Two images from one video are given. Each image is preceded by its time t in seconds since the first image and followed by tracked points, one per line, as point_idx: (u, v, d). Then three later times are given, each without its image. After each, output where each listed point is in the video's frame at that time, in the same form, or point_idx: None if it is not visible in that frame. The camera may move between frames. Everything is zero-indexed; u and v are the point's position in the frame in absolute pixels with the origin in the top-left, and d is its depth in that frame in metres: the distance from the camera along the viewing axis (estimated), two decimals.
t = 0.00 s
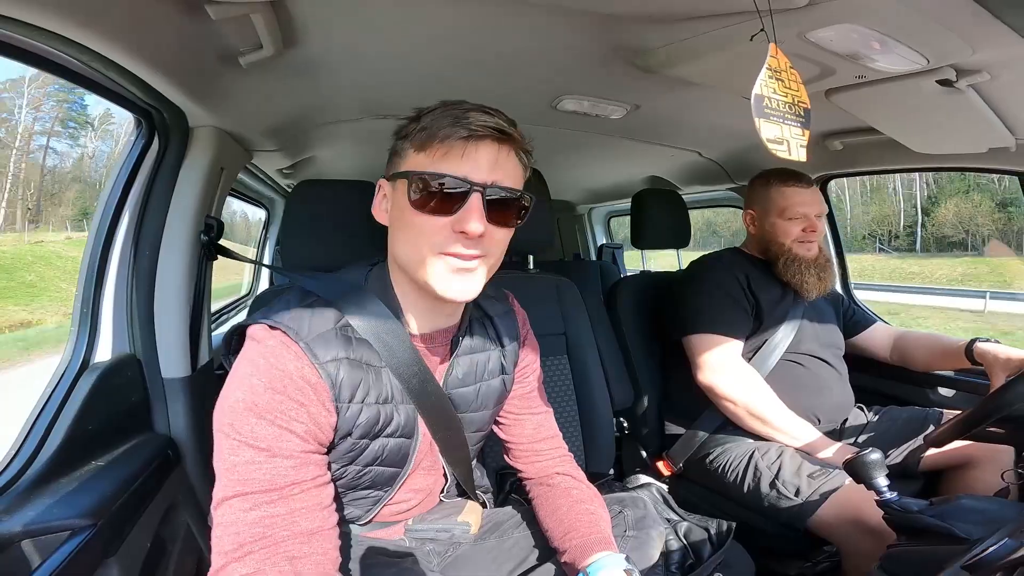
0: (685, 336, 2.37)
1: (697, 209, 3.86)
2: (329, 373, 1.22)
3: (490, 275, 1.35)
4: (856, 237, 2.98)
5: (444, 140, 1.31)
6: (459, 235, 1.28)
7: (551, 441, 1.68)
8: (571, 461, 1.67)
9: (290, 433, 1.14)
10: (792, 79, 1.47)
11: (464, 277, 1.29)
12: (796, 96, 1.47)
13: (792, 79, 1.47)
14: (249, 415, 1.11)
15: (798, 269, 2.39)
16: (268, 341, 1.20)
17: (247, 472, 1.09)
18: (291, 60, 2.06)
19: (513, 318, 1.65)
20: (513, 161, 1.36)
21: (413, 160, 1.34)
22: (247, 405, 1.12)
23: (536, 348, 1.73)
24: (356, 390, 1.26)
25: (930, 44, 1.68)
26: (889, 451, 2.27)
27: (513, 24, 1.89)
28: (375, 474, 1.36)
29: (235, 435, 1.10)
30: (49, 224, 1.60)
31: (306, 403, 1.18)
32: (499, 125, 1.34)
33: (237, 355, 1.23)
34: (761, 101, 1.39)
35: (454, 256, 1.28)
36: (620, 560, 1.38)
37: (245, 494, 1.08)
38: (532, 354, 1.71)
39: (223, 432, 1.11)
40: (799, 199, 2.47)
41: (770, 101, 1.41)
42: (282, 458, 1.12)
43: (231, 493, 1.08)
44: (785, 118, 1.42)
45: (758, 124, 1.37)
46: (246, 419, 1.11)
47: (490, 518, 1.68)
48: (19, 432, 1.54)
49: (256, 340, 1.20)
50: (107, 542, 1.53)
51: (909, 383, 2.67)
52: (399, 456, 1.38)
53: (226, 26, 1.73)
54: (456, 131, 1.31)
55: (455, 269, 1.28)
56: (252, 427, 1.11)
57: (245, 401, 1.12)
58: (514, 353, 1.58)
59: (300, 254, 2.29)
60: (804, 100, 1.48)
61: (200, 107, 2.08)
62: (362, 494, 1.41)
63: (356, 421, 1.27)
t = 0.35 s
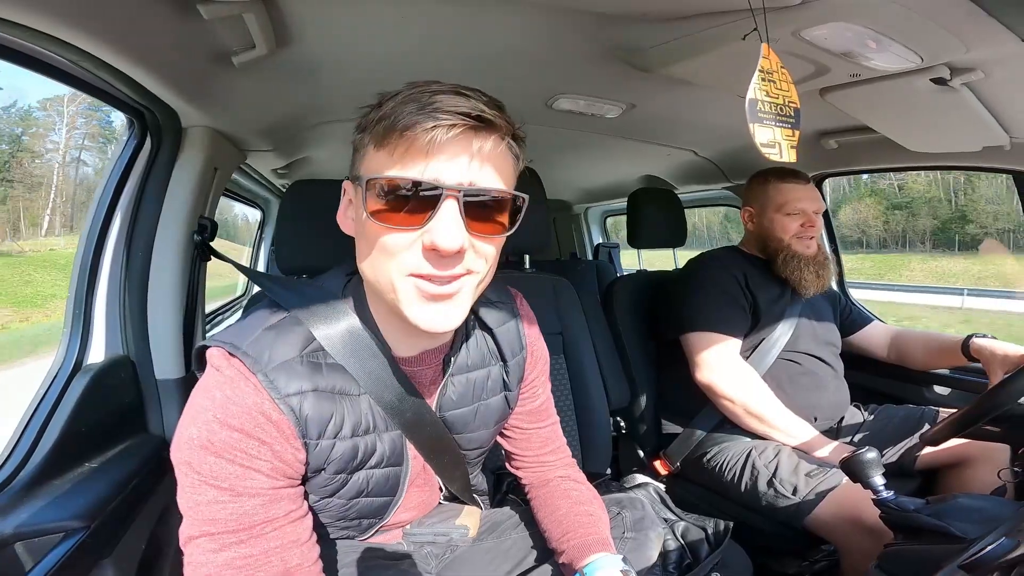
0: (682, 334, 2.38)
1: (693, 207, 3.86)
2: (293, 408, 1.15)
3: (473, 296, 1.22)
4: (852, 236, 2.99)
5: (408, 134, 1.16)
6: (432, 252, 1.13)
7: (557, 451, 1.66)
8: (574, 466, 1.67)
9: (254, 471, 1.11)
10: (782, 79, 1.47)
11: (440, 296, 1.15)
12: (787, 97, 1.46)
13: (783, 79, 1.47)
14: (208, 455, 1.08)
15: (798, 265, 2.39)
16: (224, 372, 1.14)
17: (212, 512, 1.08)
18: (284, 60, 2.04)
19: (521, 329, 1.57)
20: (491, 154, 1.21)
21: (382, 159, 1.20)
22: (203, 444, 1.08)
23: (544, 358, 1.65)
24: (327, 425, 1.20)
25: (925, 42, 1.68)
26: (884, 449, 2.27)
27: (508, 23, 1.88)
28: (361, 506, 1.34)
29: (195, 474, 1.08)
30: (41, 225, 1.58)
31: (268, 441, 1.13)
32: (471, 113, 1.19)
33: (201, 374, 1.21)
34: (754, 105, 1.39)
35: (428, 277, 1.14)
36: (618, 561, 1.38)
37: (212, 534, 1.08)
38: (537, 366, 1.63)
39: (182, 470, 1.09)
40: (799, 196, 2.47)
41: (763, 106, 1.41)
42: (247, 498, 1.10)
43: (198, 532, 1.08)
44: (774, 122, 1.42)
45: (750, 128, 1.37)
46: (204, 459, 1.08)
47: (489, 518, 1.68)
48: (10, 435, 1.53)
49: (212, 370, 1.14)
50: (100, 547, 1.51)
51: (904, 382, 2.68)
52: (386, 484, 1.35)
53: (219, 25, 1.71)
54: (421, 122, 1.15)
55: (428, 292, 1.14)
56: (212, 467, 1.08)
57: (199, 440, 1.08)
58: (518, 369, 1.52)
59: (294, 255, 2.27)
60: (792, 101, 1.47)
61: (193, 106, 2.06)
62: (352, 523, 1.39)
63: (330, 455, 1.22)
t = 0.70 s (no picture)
0: (673, 331, 2.39)
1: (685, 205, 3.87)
2: (280, 412, 1.14)
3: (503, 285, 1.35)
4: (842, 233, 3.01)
5: (461, 140, 1.18)
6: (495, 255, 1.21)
7: (550, 449, 1.66)
8: (568, 464, 1.66)
9: (244, 476, 1.12)
10: (774, 74, 1.47)
11: (498, 296, 1.24)
12: (777, 92, 1.47)
13: (775, 74, 1.47)
14: (196, 461, 1.09)
15: (792, 260, 2.41)
16: (210, 375, 1.13)
17: (203, 517, 1.10)
18: (273, 57, 2.02)
19: (511, 329, 1.56)
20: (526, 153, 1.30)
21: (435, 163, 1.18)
22: (191, 449, 1.09)
23: (536, 356, 1.64)
24: (316, 428, 1.19)
25: (915, 41, 1.69)
26: (874, 446, 2.32)
27: (501, 20, 1.87)
28: (354, 508, 1.33)
29: (184, 478, 1.09)
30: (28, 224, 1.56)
31: (257, 445, 1.13)
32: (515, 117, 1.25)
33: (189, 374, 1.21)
34: (747, 95, 1.38)
35: (496, 279, 1.23)
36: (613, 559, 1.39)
37: (204, 538, 1.10)
38: (529, 363, 1.61)
39: (172, 474, 1.11)
40: (790, 191, 2.50)
41: (755, 96, 1.40)
42: (238, 502, 1.11)
43: (189, 536, 1.10)
44: (768, 113, 1.42)
45: (744, 117, 1.36)
46: (193, 464, 1.09)
47: (483, 517, 1.68)
48: None
49: (198, 373, 1.14)
50: (88, 551, 1.50)
51: (894, 378, 2.71)
52: (379, 485, 1.35)
53: (207, 23, 1.69)
54: (476, 127, 1.18)
55: (494, 293, 1.23)
56: (202, 473, 1.09)
57: (187, 445, 1.09)
58: (509, 367, 1.52)
59: (286, 253, 2.26)
60: (784, 96, 1.48)
61: (181, 104, 2.03)
62: (344, 523, 1.38)
63: (321, 458, 1.21)
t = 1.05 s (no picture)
0: (671, 330, 2.39)
1: (680, 204, 3.89)
2: (286, 402, 1.15)
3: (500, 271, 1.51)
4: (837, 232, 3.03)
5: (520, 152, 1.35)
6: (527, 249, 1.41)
7: (546, 448, 1.67)
8: (563, 463, 1.67)
9: (250, 467, 1.12)
10: (770, 76, 1.48)
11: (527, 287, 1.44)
12: (774, 94, 1.48)
13: (772, 76, 1.48)
14: (204, 452, 1.10)
15: (786, 257, 2.42)
16: (217, 366, 1.14)
17: (210, 509, 1.10)
18: (269, 56, 2.01)
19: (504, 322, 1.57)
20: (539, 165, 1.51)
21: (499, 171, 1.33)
22: (198, 441, 1.09)
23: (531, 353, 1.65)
24: (321, 418, 1.20)
25: (908, 42, 1.70)
26: (867, 444, 2.32)
27: (498, 19, 1.86)
28: (354, 498, 1.34)
29: (190, 470, 1.09)
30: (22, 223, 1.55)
31: (264, 435, 1.13)
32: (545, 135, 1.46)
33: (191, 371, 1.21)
34: (747, 103, 1.40)
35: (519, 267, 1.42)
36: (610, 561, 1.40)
37: (210, 529, 1.10)
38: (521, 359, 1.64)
39: (178, 466, 1.11)
40: (784, 189, 2.52)
41: (754, 103, 1.42)
42: (244, 494, 1.12)
43: (195, 528, 1.10)
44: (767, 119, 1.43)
45: (744, 127, 1.38)
46: (200, 455, 1.10)
47: (479, 516, 1.68)
48: None
49: (204, 366, 1.15)
50: (82, 552, 1.50)
51: (887, 377, 2.72)
52: (379, 475, 1.35)
53: (201, 21, 1.68)
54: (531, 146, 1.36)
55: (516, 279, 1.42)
56: (209, 465, 1.10)
57: (195, 436, 1.09)
58: (506, 360, 1.53)
59: (283, 252, 2.25)
60: (780, 97, 1.49)
61: (175, 102, 2.02)
62: (342, 514, 1.39)
63: (326, 448, 1.22)
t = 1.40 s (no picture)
0: (670, 326, 2.39)
1: (675, 202, 3.89)
2: (324, 369, 1.21)
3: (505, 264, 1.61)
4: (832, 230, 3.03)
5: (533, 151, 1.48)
6: (534, 237, 1.51)
7: (541, 441, 1.69)
8: (557, 461, 1.67)
9: (284, 432, 1.15)
10: (768, 70, 1.47)
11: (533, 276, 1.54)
12: (773, 88, 1.47)
13: (769, 69, 1.46)
14: (242, 415, 1.12)
15: (780, 259, 2.42)
16: (259, 335, 1.19)
17: (239, 473, 1.11)
18: (261, 52, 1.99)
19: (505, 311, 1.64)
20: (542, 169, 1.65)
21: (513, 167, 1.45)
22: (239, 404, 1.12)
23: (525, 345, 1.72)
24: (351, 385, 1.25)
25: (905, 39, 1.70)
26: (862, 443, 2.33)
27: (494, 15, 1.85)
28: (365, 468, 1.36)
29: (226, 433, 1.11)
30: (10, 222, 1.52)
31: (300, 401, 1.18)
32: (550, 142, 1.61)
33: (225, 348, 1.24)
34: (737, 93, 1.39)
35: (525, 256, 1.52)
36: (608, 560, 1.39)
37: (237, 494, 1.11)
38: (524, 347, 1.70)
39: (214, 430, 1.12)
40: (783, 190, 2.50)
41: (746, 95, 1.41)
42: (275, 459, 1.14)
43: (222, 493, 1.10)
44: (761, 111, 1.43)
45: (734, 116, 1.37)
46: (238, 418, 1.12)
47: (474, 515, 1.67)
48: None
49: (247, 334, 1.19)
50: (73, 553, 1.48)
51: (881, 375, 2.73)
52: (392, 449, 1.37)
53: (193, 18, 1.66)
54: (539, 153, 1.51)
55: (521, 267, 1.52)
56: (245, 427, 1.12)
57: (237, 399, 1.12)
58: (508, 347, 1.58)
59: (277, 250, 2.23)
60: (780, 92, 1.48)
61: (167, 99, 2.00)
62: (349, 487, 1.40)
63: (352, 416, 1.27)
